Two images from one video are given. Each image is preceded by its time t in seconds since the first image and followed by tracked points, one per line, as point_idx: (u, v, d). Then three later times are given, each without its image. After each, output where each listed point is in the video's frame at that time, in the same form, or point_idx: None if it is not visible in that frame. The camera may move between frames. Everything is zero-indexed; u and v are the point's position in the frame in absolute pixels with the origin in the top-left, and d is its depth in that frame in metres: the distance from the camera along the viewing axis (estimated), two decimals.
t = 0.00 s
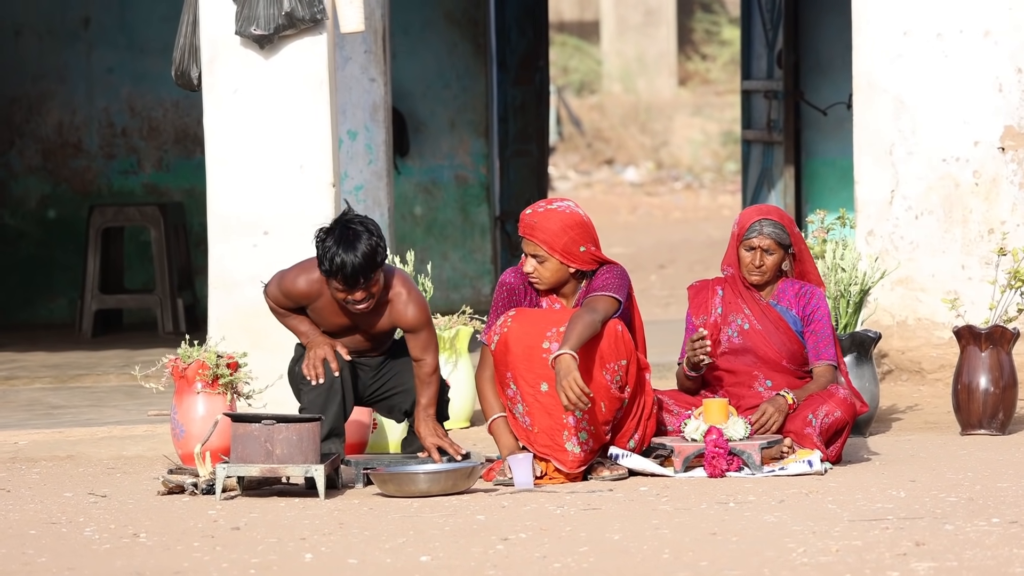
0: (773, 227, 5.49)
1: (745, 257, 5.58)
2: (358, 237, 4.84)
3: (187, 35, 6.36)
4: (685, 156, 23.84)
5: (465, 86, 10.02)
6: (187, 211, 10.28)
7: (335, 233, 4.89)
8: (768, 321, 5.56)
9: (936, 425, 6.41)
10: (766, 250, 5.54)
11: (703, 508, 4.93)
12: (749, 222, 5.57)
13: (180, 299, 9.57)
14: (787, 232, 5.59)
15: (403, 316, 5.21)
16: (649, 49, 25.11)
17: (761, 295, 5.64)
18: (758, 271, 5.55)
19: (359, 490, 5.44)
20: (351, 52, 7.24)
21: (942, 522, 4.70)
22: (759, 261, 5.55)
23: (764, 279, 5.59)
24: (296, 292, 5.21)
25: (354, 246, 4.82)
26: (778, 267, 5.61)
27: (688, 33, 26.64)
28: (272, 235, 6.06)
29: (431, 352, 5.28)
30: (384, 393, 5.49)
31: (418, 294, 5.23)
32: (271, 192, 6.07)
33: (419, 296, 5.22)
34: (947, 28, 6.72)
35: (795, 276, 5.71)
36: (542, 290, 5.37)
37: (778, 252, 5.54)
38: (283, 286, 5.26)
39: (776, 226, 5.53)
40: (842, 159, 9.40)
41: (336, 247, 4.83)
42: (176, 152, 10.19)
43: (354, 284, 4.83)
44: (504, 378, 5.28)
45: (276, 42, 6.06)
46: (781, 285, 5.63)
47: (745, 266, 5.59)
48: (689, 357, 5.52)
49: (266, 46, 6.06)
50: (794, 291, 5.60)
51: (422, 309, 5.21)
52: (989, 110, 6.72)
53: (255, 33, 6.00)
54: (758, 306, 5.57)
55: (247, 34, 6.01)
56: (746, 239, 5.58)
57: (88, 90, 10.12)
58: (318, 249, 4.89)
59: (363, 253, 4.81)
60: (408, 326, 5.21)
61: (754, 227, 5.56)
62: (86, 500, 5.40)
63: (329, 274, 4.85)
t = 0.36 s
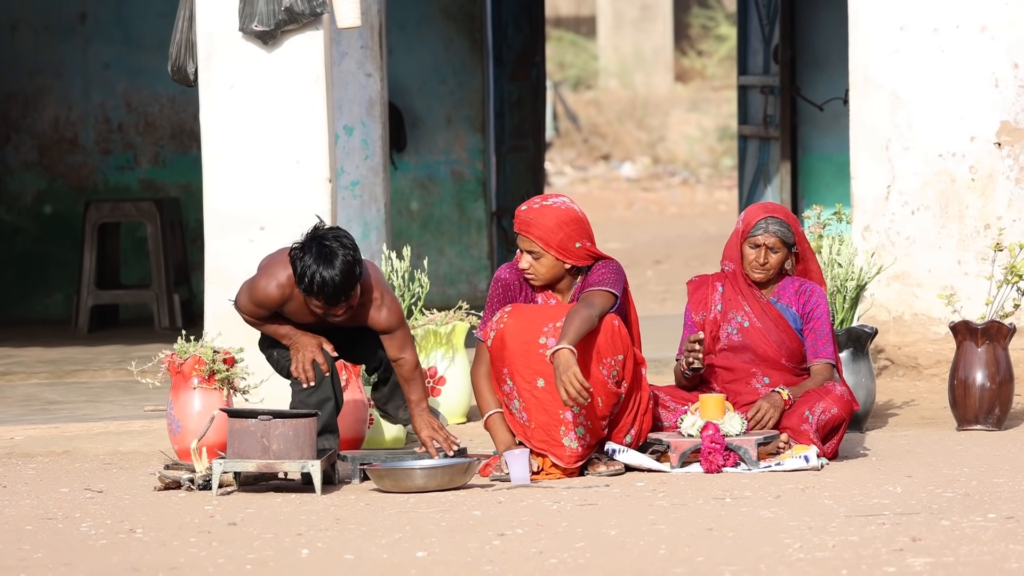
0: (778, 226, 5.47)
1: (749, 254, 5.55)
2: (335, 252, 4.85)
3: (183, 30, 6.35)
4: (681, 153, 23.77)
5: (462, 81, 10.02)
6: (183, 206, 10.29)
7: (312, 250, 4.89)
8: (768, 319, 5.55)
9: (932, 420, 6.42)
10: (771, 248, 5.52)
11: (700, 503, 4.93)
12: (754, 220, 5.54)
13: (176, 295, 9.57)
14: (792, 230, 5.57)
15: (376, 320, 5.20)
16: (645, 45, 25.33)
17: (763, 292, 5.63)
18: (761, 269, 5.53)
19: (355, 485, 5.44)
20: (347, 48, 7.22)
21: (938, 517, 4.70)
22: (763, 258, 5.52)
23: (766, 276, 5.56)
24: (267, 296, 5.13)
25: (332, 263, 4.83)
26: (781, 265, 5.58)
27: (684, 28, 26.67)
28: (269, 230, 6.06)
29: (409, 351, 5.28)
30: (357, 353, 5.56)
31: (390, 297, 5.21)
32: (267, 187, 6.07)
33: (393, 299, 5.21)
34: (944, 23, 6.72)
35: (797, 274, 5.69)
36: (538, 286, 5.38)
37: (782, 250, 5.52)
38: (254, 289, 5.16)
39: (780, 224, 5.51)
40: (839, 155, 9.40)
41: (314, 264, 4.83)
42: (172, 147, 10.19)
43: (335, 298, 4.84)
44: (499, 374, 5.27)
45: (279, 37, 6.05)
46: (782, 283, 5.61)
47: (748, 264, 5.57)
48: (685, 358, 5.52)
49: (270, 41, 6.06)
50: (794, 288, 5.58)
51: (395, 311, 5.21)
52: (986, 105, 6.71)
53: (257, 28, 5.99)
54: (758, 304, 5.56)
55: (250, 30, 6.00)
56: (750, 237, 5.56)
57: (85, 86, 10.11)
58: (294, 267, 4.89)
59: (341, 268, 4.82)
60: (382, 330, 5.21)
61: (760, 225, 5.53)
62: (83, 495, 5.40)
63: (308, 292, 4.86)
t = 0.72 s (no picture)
0: (763, 224, 5.49)
1: (736, 255, 5.57)
2: (331, 211, 4.85)
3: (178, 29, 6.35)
4: (677, 152, 23.87)
5: (456, 81, 10.02)
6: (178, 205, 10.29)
7: (306, 210, 4.86)
8: (761, 317, 5.56)
9: (927, 420, 6.42)
10: (758, 247, 5.54)
11: (694, 502, 4.94)
12: (738, 220, 5.55)
13: (170, 294, 9.57)
14: (778, 229, 5.57)
15: (365, 285, 5.20)
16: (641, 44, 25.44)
17: (755, 292, 5.64)
18: (750, 269, 5.54)
19: (350, 484, 5.43)
20: (343, 47, 7.18)
21: (932, 517, 4.70)
22: (750, 258, 5.54)
23: (756, 276, 5.58)
24: (258, 276, 5.06)
25: (328, 221, 4.81)
26: (770, 263, 5.59)
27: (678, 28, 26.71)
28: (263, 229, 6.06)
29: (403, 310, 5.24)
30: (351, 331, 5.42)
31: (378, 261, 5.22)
32: (262, 186, 6.07)
33: (380, 263, 5.22)
34: (938, 24, 6.73)
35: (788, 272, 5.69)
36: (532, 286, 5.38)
37: (769, 248, 5.54)
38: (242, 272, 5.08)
39: (766, 223, 5.52)
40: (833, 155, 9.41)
41: (312, 223, 4.81)
42: (167, 146, 10.19)
43: (335, 256, 4.82)
44: (493, 373, 5.27)
45: (274, 37, 6.05)
46: (774, 281, 5.62)
47: (737, 264, 5.59)
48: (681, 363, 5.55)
49: (265, 41, 6.05)
50: (787, 287, 5.58)
51: (384, 275, 5.22)
52: (981, 106, 6.73)
53: (252, 28, 5.99)
54: (751, 303, 5.57)
55: (245, 29, 6.00)
56: (736, 237, 5.57)
57: (80, 84, 10.10)
58: (288, 230, 4.86)
59: (340, 224, 4.83)
60: (373, 293, 5.21)
61: (744, 225, 5.54)
62: (77, 494, 5.39)
63: (305, 252, 4.82)
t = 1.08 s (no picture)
0: (731, 225, 5.47)
1: (707, 255, 5.56)
2: (308, 227, 4.82)
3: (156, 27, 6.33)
4: (655, 151, 23.81)
5: (436, 79, 10.03)
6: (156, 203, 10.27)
7: (283, 224, 4.84)
8: (737, 315, 5.56)
9: (905, 419, 6.44)
10: (727, 248, 5.52)
11: (672, 502, 4.94)
12: (709, 221, 5.55)
13: (148, 292, 9.55)
14: (747, 228, 5.56)
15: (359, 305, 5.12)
16: (621, 43, 25.33)
17: (729, 290, 5.65)
18: (721, 269, 5.53)
19: (328, 484, 5.42)
20: (322, 45, 7.23)
21: (909, 516, 4.71)
22: (721, 259, 5.52)
23: (729, 275, 5.57)
24: (251, 293, 5.07)
25: (304, 236, 4.79)
26: (742, 261, 5.58)
27: (659, 27, 26.75)
28: (242, 227, 6.05)
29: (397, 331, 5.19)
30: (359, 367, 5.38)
31: (372, 280, 5.13)
32: (240, 185, 6.06)
33: (372, 281, 5.13)
34: (917, 23, 6.75)
35: (762, 269, 5.69)
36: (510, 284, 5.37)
37: (739, 248, 5.52)
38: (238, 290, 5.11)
39: (734, 224, 5.51)
40: (812, 154, 9.43)
41: (286, 238, 4.78)
42: (146, 144, 10.18)
43: (308, 272, 4.79)
44: (472, 372, 5.27)
45: (249, 35, 6.05)
46: (750, 280, 5.63)
47: (708, 265, 5.58)
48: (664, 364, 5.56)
49: (240, 38, 6.04)
50: (762, 285, 5.60)
51: (377, 295, 5.13)
52: (959, 105, 6.77)
53: (226, 25, 5.99)
54: (727, 301, 5.58)
55: (219, 26, 6.00)
56: (706, 238, 5.56)
57: (58, 82, 10.07)
58: (265, 244, 4.84)
59: (315, 240, 4.79)
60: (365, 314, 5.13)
61: (714, 225, 5.54)
62: (54, 493, 5.38)
63: (280, 266, 4.80)
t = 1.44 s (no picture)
0: (709, 225, 5.47)
1: (686, 256, 5.57)
2: (343, 259, 4.82)
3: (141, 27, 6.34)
4: (640, 152, 23.89)
5: (420, 79, 10.04)
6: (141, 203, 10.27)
7: (318, 256, 4.85)
8: (720, 315, 5.58)
9: (889, 420, 6.44)
10: (705, 248, 5.53)
11: (657, 502, 4.93)
12: (687, 221, 5.55)
13: (133, 292, 9.55)
14: (725, 228, 5.55)
15: (387, 331, 5.15)
16: (604, 43, 25.51)
17: (711, 290, 5.66)
18: (700, 270, 5.55)
19: (313, 484, 5.41)
20: (306, 45, 7.22)
21: (894, 517, 4.71)
22: (699, 259, 5.54)
23: (709, 275, 5.58)
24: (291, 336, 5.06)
25: (338, 268, 4.79)
26: (722, 261, 5.60)
27: (644, 27, 26.84)
28: (227, 228, 6.06)
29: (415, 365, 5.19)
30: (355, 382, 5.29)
31: (399, 306, 5.17)
32: (224, 185, 6.06)
33: (400, 308, 5.17)
34: (902, 24, 6.77)
35: (744, 268, 5.69)
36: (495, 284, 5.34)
37: (717, 248, 5.53)
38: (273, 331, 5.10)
39: (712, 224, 5.51)
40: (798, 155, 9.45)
41: (320, 270, 4.79)
42: (130, 144, 10.18)
43: (339, 304, 4.78)
44: (461, 369, 5.26)
45: (231, 35, 6.04)
46: (731, 279, 5.64)
47: (688, 265, 5.59)
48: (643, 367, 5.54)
49: (221, 38, 6.04)
50: (744, 283, 5.61)
51: (404, 321, 5.16)
52: (944, 106, 6.79)
53: (208, 25, 5.99)
54: (709, 301, 5.59)
55: (201, 26, 6.01)
56: (685, 238, 5.57)
57: (42, 82, 10.07)
58: (298, 273, 4.84)
59: (349, 274, 4.79)
60: (392, 342, 5.16)
61: (691, 226, 5.53)
62: (38, 493, 5.37)
63: (313, 297, 4.79)
